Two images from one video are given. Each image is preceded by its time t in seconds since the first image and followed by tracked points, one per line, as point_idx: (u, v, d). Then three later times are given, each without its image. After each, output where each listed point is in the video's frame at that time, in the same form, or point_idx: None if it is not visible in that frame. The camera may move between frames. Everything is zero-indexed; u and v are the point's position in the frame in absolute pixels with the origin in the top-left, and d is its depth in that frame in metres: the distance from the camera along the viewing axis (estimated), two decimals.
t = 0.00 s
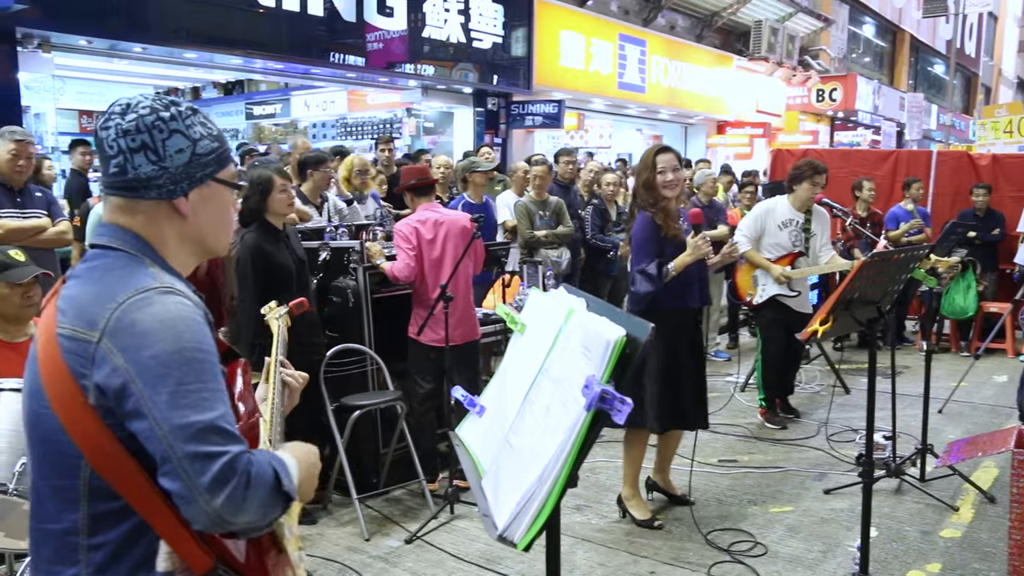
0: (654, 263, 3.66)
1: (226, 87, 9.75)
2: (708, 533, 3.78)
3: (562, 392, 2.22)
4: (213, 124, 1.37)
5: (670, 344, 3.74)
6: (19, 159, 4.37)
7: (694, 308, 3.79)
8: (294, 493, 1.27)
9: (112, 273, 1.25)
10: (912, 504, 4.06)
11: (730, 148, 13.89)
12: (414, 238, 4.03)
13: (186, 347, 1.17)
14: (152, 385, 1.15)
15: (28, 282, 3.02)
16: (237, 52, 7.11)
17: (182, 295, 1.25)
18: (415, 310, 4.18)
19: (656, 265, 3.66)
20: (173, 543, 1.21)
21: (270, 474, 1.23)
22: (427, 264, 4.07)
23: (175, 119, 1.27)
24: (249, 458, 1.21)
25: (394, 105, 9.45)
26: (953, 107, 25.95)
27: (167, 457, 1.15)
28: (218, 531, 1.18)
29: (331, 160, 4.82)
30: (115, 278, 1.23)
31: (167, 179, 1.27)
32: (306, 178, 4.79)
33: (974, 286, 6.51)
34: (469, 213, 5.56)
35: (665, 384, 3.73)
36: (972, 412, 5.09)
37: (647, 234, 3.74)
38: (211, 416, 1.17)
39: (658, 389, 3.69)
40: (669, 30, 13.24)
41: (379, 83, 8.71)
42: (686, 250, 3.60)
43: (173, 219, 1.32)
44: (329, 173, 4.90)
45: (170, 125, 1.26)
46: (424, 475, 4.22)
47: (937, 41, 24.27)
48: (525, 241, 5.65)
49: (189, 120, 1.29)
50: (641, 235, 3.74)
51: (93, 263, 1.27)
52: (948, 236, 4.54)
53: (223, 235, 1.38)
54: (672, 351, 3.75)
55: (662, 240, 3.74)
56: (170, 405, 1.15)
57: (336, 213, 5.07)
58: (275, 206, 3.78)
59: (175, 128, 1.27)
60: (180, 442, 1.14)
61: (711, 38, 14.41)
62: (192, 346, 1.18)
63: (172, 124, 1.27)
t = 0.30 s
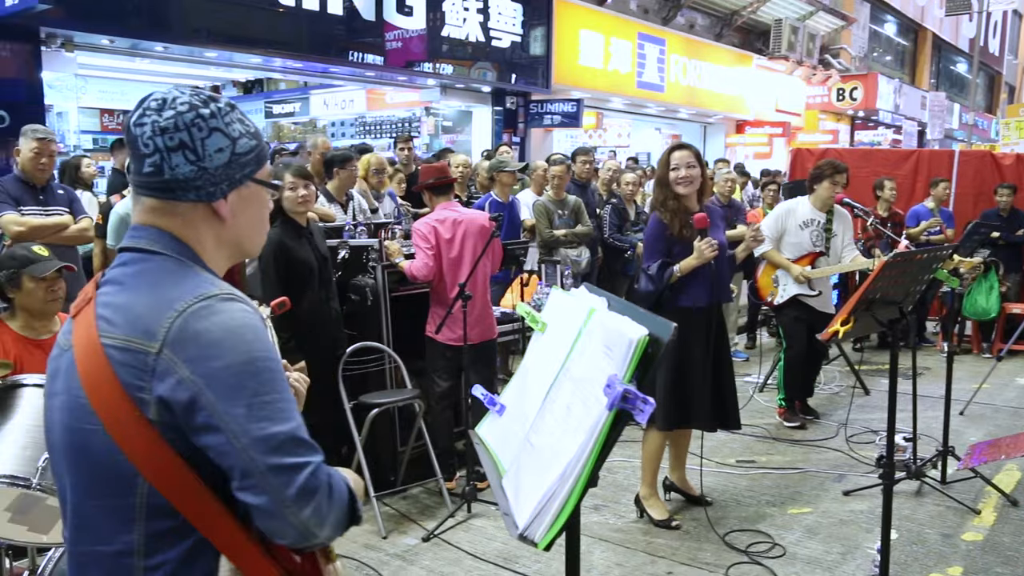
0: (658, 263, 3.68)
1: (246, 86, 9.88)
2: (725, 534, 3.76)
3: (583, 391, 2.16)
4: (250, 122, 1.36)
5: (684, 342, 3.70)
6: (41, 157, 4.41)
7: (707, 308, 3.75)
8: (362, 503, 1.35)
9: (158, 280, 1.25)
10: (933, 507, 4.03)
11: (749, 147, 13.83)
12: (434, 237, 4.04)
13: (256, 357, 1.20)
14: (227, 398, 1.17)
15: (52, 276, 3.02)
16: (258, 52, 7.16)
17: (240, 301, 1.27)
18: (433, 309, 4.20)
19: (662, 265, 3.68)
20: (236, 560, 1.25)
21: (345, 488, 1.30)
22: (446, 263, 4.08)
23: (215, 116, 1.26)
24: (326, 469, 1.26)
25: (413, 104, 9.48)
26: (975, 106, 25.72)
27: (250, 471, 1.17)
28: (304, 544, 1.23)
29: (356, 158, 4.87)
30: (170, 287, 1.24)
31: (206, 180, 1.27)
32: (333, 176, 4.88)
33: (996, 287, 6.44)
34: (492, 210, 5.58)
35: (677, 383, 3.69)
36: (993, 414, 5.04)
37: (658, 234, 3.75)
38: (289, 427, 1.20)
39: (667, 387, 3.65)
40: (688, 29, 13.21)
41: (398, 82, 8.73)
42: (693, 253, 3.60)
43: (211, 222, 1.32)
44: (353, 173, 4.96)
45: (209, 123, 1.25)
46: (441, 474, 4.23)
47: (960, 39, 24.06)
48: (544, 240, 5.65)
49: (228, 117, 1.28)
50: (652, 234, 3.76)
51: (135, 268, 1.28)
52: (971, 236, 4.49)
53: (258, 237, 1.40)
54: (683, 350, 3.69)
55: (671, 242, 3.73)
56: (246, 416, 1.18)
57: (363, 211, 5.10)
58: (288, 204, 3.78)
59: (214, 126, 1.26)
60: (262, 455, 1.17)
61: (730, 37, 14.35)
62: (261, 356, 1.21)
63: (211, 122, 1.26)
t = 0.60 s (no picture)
0: (672, 264, 3.67)
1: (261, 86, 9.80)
2: (739, 534, 3.75)
3: (600, 390, 2.15)
4: (265, 119, 1.37)
5: (701, 343, 3.70)
6: (58, 157, 4.44)
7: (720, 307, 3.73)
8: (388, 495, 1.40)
9: (182, 282, 1.25)
10: (949, 509, 4.00)
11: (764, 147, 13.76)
12: (447, 236, 4.04)
13: (289, 360, 1.21)
14: (264, 401, 1.18)
15: (71, 282, 3.02)
16: (272, 51, 7.18)
17: (268, 301, 1.27)
18: (447, 308, 4.20)
19: (675, 266, 3.67)
20: (273, 557, 1.28)
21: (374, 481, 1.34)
22: (460, 262, 4.08)
23: (233, 112, 1.27)
24: (361, 468, 1.29)
25: (426, 104, 9.51)
26: (994, 105, 25.53)
27: (287, 472, 1.20)
28: (338, 540, 1.27)
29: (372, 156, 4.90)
30: (199, 288, 1.24)
31: (224, 176, 1.27)
32: (351, 175, 4.90)
33: (1014, 287, 6.37)
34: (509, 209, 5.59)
35: (692, 383, 3.69)
36: (1011, 416, 4.99)
37: (672, 236, 3.73)
38: (324, 427, 1.23)
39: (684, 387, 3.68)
40: (702, 28, 13.17)
41: (411, 81, 8.75)
42: (704, 252, 3.55)
43: (229, 218, 1.33)
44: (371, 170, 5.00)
45: (228, 118, 1.26)
46: (455, 473, 4.24)
47: (978, 37, 23.88)
48: (558, 238, 5.66)
49: (246, 112, 1.29)
50: (666, 236, 3.74)
51: (158, 268, 1.28)
52: (990, 236, 4.45)
53: (274, 234, 1.41)
54: (699, 351, 3.70)
55: (685, 243, 3.71)
56: (282, 419, 1.20)
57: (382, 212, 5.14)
58: (305, 202, 3.79)
59: (232, 121, 1.26)
60: (299, 456, 1.20)
61: (745, 35, 14.30)
62: (294, 357, 1.22)
63: (230, 118, 1.26)
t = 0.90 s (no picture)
0: (689, 267, 3.69)
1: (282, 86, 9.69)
2: (761, 536, 3.73)
3: (623, 390, 2.13)
4: (279, 119, 1.38)
5: (723, 342, 3.67)
6: (84, 157, 4.48)
7: (742, 306, 3.71)
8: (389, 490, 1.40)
9: (195, 275, 1.27)
10: (975, 513, 3.95)
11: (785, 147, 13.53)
12: (466, 237, 4.05)
13: (291, 350, 1.22)
14: (263, 388, 1.19)
15: (101, 300, 3.04)
16: (293, 51, 7.22)
17: (274, 294, 1.28)
18: (466, 308, 4.20)
19: (695, 268, 3.67)
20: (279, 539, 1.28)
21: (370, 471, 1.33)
22: (479, 262, 4.08)
23: (245, 113, 1.28)
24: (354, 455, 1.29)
25: (446, 103, 9.54)
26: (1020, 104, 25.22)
27: (283, 457, 1.20)
28: (334, 526, 1.26)
29: (394, 157, 4.92)
30: (209, 280, 1.26)
31: (237, 175, 1.28)
32: (376, 175, 4.97)
33: None
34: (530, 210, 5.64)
35: (715, 384, 3.65)
36: None
37: (691, 238, 3.73)
38: (322, 415, 1.23)
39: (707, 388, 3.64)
40: (723, 27, 13.12)
41: (431, 81, 8.78)
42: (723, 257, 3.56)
43: (242, 215, 1.33)
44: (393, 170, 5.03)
45: (241, 119, 1.26)
46: (474, 472, 4.24)
47: (1005, 34, 23.59)
48: (579, 238, 5.66)
49: (258, 113, 1.29)
50: (685, 238, 3.74)
51: (174, 262, 1.29)
52: (1016, 237, 4.40)
53: (287, 230, 1.41)
54: (723, 353, 3.66)
55: (705, 244, 3.69)
56: (281, 406, 1.20)
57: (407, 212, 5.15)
58: (330, 201, 3.83)
59: (245, 122, 1.27)
60: (295, 442, 1.20)
61: (766, 33, 14.21)
62: (296, 349, 1.23)
63: (243, 118, 1.27)
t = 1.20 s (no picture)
0: (717, 269, 3.65)
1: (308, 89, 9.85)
2: (787, 541, 3.70)
3: (652, 392, 2.10)
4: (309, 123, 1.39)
5: (755, 344, 3.66)
6: (114, 158, 4.54)
7: (774, 309, 3.70)
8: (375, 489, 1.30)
9: (204, 268, 1.29)
10: (1006, 519, 3.90)
11: (812, 147, 13.59)
12: (491, 238, 4.06)
13: (278, 343, 1.21)
14: (244, 378, 1.19)
15: (133, 304, 3.08)
16: (319, 52, 7.27)
17: (274, 292, 1.28)
18: (490, 309, 4.20)
19: (723, 271, 3.64)
20: (258, 526, 1.25)
21: (352, 468, 1.26)
22: (504, 263, 4.09)
23: (274, 119, 1.29)
24: (331, 450, 1.23)
25: (471, 105, 9.57)
26: None
27: (256, 446, 1.18)
28: (301, 519, 1.21)
29: (420, 158, 4.95)
30: (214, 274, 1.27)
31: (266, 177, 1.29)
32: (402, 176, 4.99)
33: None
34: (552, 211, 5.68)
35: (748, 386, 3.64)
36: None
37: (720, 240, 3.69)
38: (298, 409, 1.19)
39: (738, 388, 3.62)
40: (748, 27, 13.04)
41: (456, 83, 8.82)
42: (750, 258, 3.55)
43: (270, 215, 1.35)
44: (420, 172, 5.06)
45: (270, 124, 1.28)
46: (498, 473, 4.24)
47: None
48: (605, 239, 5.65)
49: (286, 119, 1.31)
50: (712, 240, 3.70)
51: (194, 257, 1.31)
52: None
53: (315, 231, 1.41)
54: (755, 356, 3.66)
55: (734, 245, 3.67)
56: (260, 397, 1.19)
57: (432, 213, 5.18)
58: (359, 203, 3.87)
59: (274, 127, 1.29)
60: (268, 434, 1.18)
61: (792, 34, 14.11)
62: (283, 343, 1.21)
63: (271, 124, 1.29)
